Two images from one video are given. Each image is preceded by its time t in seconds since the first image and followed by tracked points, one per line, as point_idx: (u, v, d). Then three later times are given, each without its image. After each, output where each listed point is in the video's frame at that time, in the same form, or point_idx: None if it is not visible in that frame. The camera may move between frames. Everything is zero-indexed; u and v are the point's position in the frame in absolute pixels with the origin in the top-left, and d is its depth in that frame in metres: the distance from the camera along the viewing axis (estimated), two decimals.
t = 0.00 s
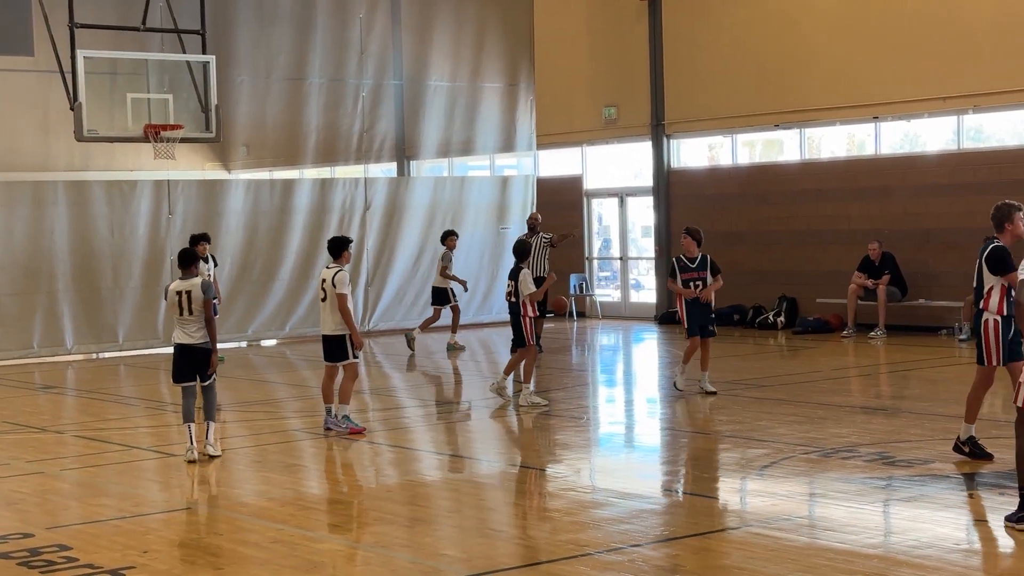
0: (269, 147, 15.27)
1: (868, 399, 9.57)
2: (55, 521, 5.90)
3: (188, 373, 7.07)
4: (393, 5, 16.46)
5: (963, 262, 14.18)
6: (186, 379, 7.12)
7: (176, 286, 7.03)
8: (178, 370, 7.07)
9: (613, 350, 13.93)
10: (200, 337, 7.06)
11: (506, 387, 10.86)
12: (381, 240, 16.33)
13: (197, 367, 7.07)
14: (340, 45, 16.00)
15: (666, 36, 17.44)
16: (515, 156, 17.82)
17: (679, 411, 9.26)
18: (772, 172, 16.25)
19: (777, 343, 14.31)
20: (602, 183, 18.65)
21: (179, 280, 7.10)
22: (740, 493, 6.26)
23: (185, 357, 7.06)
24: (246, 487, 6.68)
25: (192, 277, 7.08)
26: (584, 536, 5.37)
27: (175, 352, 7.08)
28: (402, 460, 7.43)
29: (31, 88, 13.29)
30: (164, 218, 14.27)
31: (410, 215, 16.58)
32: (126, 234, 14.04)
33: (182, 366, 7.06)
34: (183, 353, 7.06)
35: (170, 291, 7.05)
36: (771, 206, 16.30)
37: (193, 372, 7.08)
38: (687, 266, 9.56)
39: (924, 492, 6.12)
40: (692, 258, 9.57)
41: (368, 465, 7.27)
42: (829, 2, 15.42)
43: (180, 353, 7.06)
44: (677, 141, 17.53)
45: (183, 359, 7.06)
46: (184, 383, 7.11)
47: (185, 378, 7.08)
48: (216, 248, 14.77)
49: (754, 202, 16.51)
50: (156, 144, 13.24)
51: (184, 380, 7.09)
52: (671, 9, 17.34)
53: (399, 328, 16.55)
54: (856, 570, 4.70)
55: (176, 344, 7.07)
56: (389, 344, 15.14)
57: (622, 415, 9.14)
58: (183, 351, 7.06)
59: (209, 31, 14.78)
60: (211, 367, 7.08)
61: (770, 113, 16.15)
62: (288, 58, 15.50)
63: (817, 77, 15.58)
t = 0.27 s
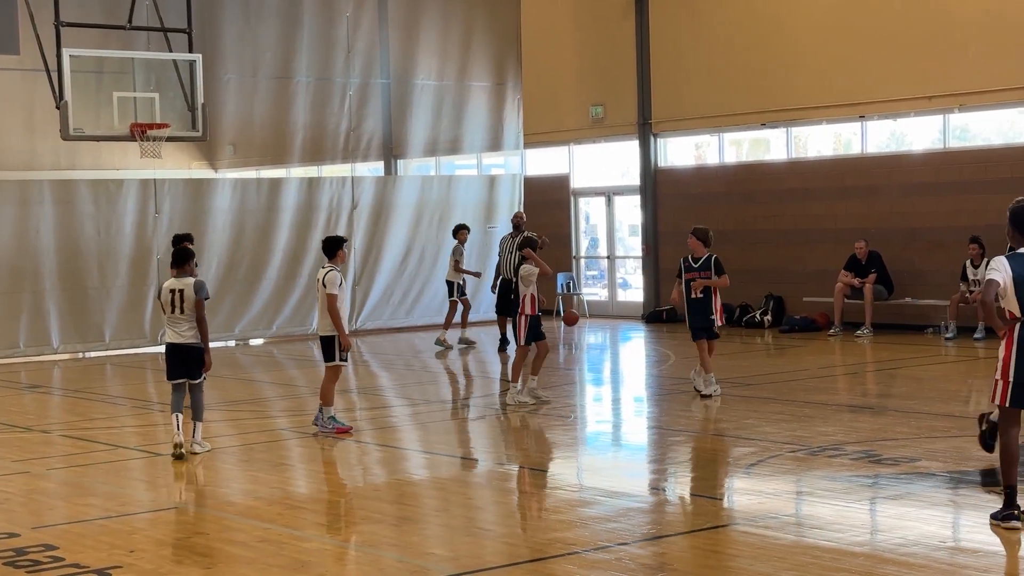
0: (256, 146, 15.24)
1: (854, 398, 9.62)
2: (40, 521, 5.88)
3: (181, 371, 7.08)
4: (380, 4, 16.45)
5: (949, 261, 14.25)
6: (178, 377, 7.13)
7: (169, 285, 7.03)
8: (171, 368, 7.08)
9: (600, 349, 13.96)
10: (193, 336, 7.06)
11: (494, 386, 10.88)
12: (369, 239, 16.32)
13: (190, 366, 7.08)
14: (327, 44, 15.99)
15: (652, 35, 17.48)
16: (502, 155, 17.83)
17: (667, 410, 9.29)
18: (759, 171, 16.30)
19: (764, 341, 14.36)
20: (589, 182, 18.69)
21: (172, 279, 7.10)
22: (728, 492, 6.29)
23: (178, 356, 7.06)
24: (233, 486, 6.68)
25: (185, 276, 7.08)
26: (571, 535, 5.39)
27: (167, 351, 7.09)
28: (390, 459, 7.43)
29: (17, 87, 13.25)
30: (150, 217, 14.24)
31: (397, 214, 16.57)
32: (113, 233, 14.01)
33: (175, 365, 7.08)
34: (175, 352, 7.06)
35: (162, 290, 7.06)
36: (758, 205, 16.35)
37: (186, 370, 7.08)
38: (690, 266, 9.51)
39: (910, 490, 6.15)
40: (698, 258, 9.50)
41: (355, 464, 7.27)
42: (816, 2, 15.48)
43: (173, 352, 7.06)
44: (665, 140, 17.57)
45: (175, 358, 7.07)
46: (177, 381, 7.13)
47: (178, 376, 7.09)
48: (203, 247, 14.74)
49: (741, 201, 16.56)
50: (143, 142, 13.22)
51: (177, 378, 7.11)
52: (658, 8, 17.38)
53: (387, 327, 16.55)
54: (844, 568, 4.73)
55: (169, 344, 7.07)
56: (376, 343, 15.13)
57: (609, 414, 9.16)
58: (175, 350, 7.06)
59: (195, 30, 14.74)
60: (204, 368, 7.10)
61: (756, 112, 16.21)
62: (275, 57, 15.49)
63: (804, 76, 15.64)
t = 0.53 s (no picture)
0: (245, 147, 15.24)
1: (842, 398, 9.67)
2: (29, 522, 5.88)
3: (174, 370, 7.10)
4: (368, 5, 16.47)
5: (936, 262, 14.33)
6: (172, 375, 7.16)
7: (160, 285, 7.06)
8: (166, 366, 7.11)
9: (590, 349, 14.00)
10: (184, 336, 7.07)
11: (483, 386, 10.91)
12: (358, 239, 16.32)
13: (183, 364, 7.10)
14: (316, 44, 15.99)
15: (641, 36, 17.53)
16: (491, 155, 17.84)
17: (656, 410, 9.32)
18: (747, 171, 16.36)
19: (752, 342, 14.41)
20: (578, 183, 18.72)
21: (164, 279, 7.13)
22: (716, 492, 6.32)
23: (171, 355, 7.08)
24: (222, 487, 6.69)
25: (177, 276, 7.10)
26: (560, 535, 5.42)
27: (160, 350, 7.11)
28: (380, 459, 7.45)
29: (5, 87, 13.22)
30: (139, 217, 14.23)
31: (386, 215, 16.58)
32: (101, 234, 13.98)
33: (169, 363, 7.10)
34: (168, 352, 7.08)
35: (154, 290, 7.09)
36: (746, 205, 16.40)
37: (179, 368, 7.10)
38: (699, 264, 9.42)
39: (898, 490, 6.20)
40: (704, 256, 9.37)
41: (345, 465, 7.28)
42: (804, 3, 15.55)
43: (165, 351, 7.08)
44: (653, 141, 17.63)
45: (168, 357, 7.09)
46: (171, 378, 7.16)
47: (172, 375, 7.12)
48: (191, 248, 14.72)
49: (729, 202, 16.62)
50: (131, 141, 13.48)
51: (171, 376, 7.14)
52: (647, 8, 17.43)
53: (375, 328, 16.56)
54: (832, 568, 4.76)
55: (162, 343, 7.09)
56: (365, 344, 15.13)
57: (599, 415, 9.19)
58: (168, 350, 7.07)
59: (183, 30, 14.72)
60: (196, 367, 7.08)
61: (745, 113, 16.27)
62: (263, 57, 15.48)
63: (792, 77, 15.71)
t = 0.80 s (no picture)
0: (236, 147, 15.22)
1: (833, 398, 9.70)
2: (20, 523, 5.88)
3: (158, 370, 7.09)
4: (359, 5, 16.47)
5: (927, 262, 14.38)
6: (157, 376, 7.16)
7: (145, 284, 7.09)
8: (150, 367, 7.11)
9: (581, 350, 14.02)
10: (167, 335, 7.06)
11: (474, 387, 10.95)
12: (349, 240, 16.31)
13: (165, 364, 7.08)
14: (307, 44, 15.99)
15: (632, 36, 17.56)
16: (483, 156, 17.83)
17: (648, 411, 9.34)
18: (738, 172, 16.40)
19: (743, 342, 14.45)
20: (570, 183, 18.75)
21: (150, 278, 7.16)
22: (708, 492, 6.34)
23: (154, 355, 7.07)
24: (214, 487, 6.69)
25: (162, 276, 7.12)
26: (552, 535, 5.43)
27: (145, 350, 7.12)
28: (372, 460, 7.45)
29: None
30: (129, 218, 14.21)
31: (378, 216, 16.57)
32: (92, 234, 13.96)
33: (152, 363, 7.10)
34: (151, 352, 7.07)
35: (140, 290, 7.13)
36: (738, 205, 16.44)
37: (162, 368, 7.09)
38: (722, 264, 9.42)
39: (889, 490, 6.23)
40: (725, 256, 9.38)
41: (337, 466, 7.29)
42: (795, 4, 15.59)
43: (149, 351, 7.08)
44: (645, 142, 17.66)
45: (151, 357, 7.08)
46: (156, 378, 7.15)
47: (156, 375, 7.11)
48: (182, 248, 14.70)
49: (720, 202, 16.66)
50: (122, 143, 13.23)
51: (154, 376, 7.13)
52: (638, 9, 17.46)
53: (367, 329, 16.56)
54: (823, 568, 4.78)
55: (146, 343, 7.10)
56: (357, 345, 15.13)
57: (591, 415, 9.21)
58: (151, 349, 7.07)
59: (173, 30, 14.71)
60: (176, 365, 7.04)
61: (736, 114, 16.30)
62: (254, 58, 15.48)
63: (783, 78, 15.75)
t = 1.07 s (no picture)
0: (228, 148, 15.21)
1: (825, 398, 9.74)
2: (11, 524, 5.87)
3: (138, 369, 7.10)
4: (352, 6, 16.48)
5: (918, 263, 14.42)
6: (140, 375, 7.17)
7: (131, 283, 7.12)
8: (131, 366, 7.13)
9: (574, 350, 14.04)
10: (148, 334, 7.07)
11: (466, 387, 10.99)
12: (341, 240, 16.30)
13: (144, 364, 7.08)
14: (299, 45, 15.99)
15: (624, 37, 17.59)
16: (475, 156, 17.84)
17: (640, 411, 9.36)
18: (731, 172, 16.43)
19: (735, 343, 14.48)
20: (562, 184, 18.78)
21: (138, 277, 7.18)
22: (701, 493, 6.36)
23: (135, 354, 7.09)
24: (206, 488, 6.69)
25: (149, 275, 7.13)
26: (545, 536, 5.45)
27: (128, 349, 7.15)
28: (365, 461, 7.45)
29: None
30: (121, 218, 14.19)
31: (370, 216, 16.56)
32: (84, 235, 13.93)
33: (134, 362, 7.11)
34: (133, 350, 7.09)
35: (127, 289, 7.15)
36: (730, 206, 16.46)
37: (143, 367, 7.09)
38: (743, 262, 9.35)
39: (881, 490, 6.25)
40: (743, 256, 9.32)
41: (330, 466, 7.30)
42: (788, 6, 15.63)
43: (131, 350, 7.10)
44: (637, 143, 17.68)
45: (133, 356, 7.10)
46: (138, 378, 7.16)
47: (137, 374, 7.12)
48: (173, 249, 14.68)
49: (713, 203, 16.69)
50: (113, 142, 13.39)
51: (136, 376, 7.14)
52: (630, 10, 17.48)
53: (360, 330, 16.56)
54: (815, 568, 4.80)
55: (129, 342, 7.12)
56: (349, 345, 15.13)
57: (584, 416, 9.23)
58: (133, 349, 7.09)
59: (165, 31, 14.69)
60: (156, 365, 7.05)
61: (729, 114, 16.33)
62: (247, 58, 15.47)
63: (776, 78, 15.78)
